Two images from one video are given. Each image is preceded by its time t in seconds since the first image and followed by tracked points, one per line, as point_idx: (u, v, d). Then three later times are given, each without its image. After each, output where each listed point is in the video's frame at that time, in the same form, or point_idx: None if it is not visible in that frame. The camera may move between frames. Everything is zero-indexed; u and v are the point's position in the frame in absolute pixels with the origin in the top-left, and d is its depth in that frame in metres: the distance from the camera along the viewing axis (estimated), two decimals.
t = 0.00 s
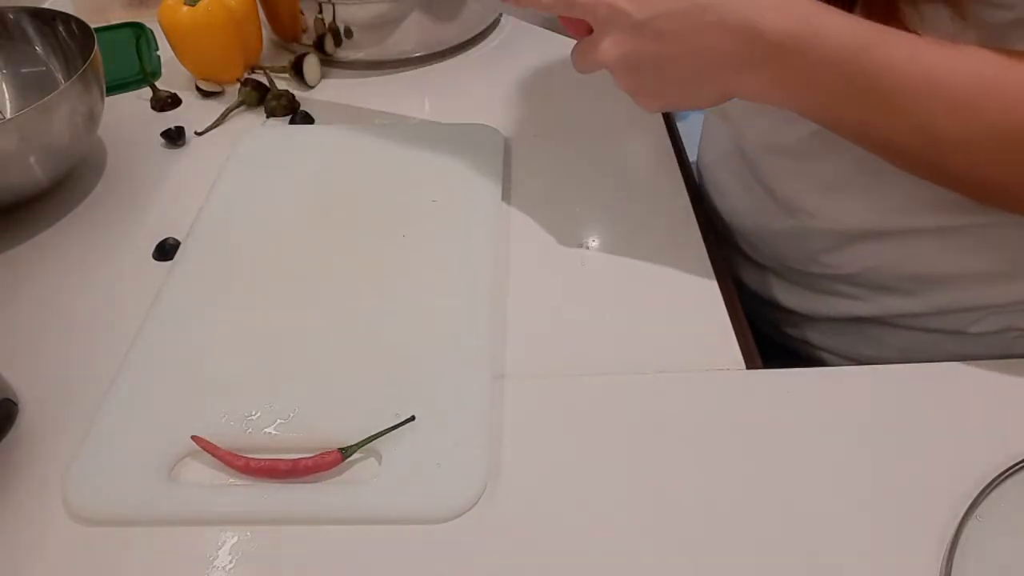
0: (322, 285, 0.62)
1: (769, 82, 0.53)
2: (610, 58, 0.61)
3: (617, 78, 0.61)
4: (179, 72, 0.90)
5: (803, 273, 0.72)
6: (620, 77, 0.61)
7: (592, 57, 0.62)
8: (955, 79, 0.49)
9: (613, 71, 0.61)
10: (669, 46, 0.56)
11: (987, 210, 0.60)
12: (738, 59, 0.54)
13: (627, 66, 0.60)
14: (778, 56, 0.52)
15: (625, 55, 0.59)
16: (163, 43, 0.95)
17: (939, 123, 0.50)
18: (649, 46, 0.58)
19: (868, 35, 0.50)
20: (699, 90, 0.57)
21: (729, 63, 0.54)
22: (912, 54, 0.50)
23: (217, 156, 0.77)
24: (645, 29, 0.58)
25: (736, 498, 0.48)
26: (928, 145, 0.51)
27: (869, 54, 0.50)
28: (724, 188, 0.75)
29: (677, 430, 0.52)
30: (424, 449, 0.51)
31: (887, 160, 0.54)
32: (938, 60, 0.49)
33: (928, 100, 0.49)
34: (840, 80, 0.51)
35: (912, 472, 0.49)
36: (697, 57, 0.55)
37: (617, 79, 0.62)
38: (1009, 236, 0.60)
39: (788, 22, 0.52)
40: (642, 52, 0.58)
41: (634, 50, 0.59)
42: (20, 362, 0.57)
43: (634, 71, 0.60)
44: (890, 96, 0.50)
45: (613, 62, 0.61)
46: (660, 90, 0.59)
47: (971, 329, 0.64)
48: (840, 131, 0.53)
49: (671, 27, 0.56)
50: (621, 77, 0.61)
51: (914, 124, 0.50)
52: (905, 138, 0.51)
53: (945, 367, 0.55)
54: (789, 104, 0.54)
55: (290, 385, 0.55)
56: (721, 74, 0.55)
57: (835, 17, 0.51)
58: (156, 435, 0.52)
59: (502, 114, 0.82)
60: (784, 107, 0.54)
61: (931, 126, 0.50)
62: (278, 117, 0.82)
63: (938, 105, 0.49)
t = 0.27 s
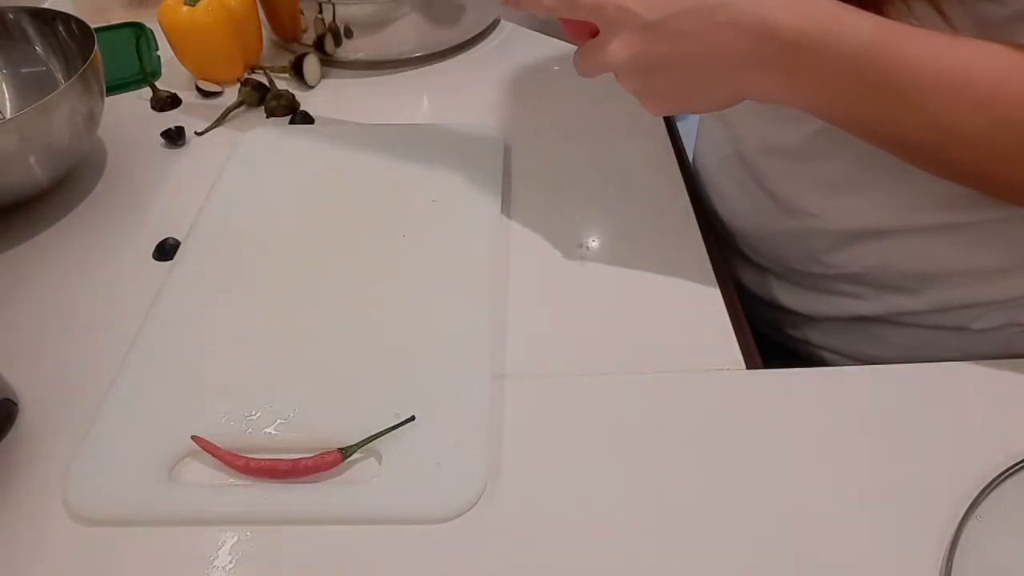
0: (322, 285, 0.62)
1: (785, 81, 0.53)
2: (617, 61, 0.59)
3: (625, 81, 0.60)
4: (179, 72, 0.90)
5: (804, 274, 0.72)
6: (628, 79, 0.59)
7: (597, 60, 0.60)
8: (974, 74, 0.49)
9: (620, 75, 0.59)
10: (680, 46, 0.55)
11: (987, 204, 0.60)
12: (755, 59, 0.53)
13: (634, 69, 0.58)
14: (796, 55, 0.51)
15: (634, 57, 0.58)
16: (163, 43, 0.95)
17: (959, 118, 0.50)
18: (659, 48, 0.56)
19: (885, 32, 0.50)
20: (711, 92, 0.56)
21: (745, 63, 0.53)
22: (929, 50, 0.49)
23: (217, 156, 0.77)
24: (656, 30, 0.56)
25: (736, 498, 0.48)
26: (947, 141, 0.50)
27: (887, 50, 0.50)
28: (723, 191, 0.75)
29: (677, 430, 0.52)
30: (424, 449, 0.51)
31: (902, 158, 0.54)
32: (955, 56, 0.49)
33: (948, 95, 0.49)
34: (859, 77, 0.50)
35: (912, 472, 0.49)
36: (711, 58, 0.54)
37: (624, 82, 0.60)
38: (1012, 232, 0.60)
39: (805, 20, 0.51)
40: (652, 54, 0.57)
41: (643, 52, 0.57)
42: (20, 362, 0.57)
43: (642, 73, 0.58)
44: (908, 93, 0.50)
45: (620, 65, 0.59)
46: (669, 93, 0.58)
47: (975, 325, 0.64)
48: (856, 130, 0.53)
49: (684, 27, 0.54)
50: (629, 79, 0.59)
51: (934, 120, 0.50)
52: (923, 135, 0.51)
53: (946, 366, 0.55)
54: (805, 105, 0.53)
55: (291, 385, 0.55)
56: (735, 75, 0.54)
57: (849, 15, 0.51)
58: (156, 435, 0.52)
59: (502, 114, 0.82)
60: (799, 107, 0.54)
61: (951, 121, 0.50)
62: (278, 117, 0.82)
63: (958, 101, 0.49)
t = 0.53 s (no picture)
0: (321, 285, 0.62)
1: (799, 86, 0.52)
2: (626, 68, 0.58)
3: (634, 87, 0.59)
4: (179, 72, 0.90)
5: (803, 276, 0.72)
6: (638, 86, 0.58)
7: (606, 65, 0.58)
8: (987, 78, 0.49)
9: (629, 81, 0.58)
10: (692, 53, 0.54)
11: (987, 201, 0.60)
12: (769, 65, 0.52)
13: (644, 76, 0.57)
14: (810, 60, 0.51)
15: (644, 64, 0.57)
16: (163, 42, 0.95)
17: (972, 122, 0.50)
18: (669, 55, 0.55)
19: (898, 35, 0.50)
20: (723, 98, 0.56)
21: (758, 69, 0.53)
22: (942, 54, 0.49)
23: (217, 156, 0.77)
24: (666, 37, 0.55)
25: (736, 498, 0.48)
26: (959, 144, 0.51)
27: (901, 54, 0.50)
28: (718, 195, 0.74)
29: (677, 430, 0.52)
30: (424, 449, 0.51)
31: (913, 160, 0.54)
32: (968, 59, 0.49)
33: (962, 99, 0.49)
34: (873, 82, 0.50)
35: (912, 472, 0.49)
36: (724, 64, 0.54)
37: (634, 88, 0.59)
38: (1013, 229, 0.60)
39: (818, 24, 0.50)
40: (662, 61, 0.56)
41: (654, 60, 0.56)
42: (20, 362, 0.57)
43: (652, 80, 0.57)
44: (921, 97, 0.50)
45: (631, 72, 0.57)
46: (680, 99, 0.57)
47: (975, 322, 0.65)
48: (867, 133, 0.53)
49: (695, 34, 0.54)
50: (638, 86, 0.58)
51: (946, 124, 0.50)
52: (935, 137, 0.51)
53: (945, 366, 0.55)
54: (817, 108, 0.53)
55: (291, 385, 0.55)
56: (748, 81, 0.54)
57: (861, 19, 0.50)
58: (156, 435, 0.52)
59: (502, 114, 0.82)
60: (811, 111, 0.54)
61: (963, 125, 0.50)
62: (278, 117, 0.82)
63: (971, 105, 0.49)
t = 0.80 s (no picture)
0: (322, 285, 0.62)
1: (818, 81, 0.53)
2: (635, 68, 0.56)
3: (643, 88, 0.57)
4: (179, 72, 0.90)
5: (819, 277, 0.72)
6: (649, 86, 0.57)
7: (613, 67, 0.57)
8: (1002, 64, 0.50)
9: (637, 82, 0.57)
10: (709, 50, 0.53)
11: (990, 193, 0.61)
12: (789, 59, 0.52)
13: (655, 78, 0.56)
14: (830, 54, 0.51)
15: (656, 63, 0.55)
16: (163, 42, 0.95)
17: (989, 109, 0.51)
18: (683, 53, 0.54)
19: (916, 27, 0.50)
20: (739, 95, 0.55)
21: (777, 63, 0.52)
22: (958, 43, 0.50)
23: (217, 156, 0.77)
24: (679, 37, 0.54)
25: (736, 498, 0.48)
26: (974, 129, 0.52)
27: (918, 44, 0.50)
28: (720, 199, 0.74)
29: (677, 429, 0.52)
30: (424, 449, 0.51)
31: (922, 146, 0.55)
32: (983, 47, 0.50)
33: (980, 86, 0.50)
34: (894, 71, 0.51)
35: (912, 472, 0.49)
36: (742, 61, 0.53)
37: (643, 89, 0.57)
38: None
39: (838, 19, 0.51)
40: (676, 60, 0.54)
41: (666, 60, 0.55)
42: (20, 362, 0.57)
43: (664, 80, 0.56)
44: (945, 86, 0.51)
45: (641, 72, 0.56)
46: (694, 97, 0.56)
47: (997, 312, 0.65)
48: (888, 124, 0.54)
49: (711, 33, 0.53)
50: (648, 87, 0.57)
51: (961, 111, 0.51)
52: (951, 127, 0.52)
53: (945, 366, 0.55)
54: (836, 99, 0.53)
55: (291, 385, 0.55)
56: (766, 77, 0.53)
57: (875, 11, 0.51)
58: (156, 435, 0.52)
59: (502, 114, 0.82)
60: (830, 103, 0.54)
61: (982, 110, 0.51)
62: (278, 117, 0.82)
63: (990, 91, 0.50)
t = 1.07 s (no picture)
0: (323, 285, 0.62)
1: (920, 68, 0.51)
2: (725, 86, 0.52)
3: (730, 105, 0.54)
4: (179, 72, 0.90)
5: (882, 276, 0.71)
6: (739, 103, 0.54)
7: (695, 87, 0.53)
8: None
9: (722, 100, 0.54)
10: (813, 52, 0.50)
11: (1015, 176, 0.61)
12: (887, 49, 0.50)
13: (745, 94, 0.53)
14: (926, 34, 0.50)
15: (753, 77, 0.52)
16: (163, 42, 0.95)
17: None
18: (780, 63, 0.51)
19: None
20: (838, 97, 0.52)
21: (876, 57, 0.50)
22: None
23: (217, 156, 0.77)
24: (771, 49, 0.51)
25: (736, 498, 0.48)
26: None
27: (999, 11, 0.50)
28: (753, 208, 0.73)
29: (678, 430, 0.52)
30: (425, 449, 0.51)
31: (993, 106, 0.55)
32: None
33: None
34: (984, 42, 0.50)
35: (912, 473, 0.49)
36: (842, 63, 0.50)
37: (726, 106, 0.54)
38: None
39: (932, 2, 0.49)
40: (773, 72, 0.51)
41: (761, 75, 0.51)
42: (20, 362, 0.57)
43: (757, 95, 0.53)
44: None
45: (731, 90, 0.53)
46: (790, 107, 0.53)
47: None
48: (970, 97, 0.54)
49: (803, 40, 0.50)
50: (738, 104, 0.54)
51: None
52: None
53: (945, 366, 0.55)
54: (933, 79, 0.52)
55: (291, 386, 0.55)
56: (866, 73, 0.51)
57: None
58: (157, 435, 0.52)
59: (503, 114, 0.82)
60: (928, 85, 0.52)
61: None
62: (278, 117, 0.82)
63: None
